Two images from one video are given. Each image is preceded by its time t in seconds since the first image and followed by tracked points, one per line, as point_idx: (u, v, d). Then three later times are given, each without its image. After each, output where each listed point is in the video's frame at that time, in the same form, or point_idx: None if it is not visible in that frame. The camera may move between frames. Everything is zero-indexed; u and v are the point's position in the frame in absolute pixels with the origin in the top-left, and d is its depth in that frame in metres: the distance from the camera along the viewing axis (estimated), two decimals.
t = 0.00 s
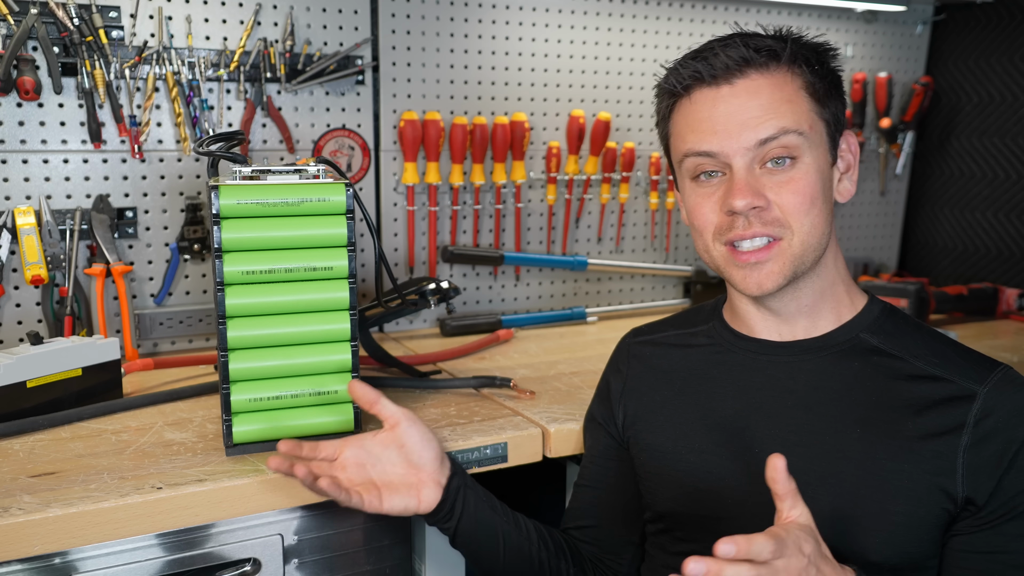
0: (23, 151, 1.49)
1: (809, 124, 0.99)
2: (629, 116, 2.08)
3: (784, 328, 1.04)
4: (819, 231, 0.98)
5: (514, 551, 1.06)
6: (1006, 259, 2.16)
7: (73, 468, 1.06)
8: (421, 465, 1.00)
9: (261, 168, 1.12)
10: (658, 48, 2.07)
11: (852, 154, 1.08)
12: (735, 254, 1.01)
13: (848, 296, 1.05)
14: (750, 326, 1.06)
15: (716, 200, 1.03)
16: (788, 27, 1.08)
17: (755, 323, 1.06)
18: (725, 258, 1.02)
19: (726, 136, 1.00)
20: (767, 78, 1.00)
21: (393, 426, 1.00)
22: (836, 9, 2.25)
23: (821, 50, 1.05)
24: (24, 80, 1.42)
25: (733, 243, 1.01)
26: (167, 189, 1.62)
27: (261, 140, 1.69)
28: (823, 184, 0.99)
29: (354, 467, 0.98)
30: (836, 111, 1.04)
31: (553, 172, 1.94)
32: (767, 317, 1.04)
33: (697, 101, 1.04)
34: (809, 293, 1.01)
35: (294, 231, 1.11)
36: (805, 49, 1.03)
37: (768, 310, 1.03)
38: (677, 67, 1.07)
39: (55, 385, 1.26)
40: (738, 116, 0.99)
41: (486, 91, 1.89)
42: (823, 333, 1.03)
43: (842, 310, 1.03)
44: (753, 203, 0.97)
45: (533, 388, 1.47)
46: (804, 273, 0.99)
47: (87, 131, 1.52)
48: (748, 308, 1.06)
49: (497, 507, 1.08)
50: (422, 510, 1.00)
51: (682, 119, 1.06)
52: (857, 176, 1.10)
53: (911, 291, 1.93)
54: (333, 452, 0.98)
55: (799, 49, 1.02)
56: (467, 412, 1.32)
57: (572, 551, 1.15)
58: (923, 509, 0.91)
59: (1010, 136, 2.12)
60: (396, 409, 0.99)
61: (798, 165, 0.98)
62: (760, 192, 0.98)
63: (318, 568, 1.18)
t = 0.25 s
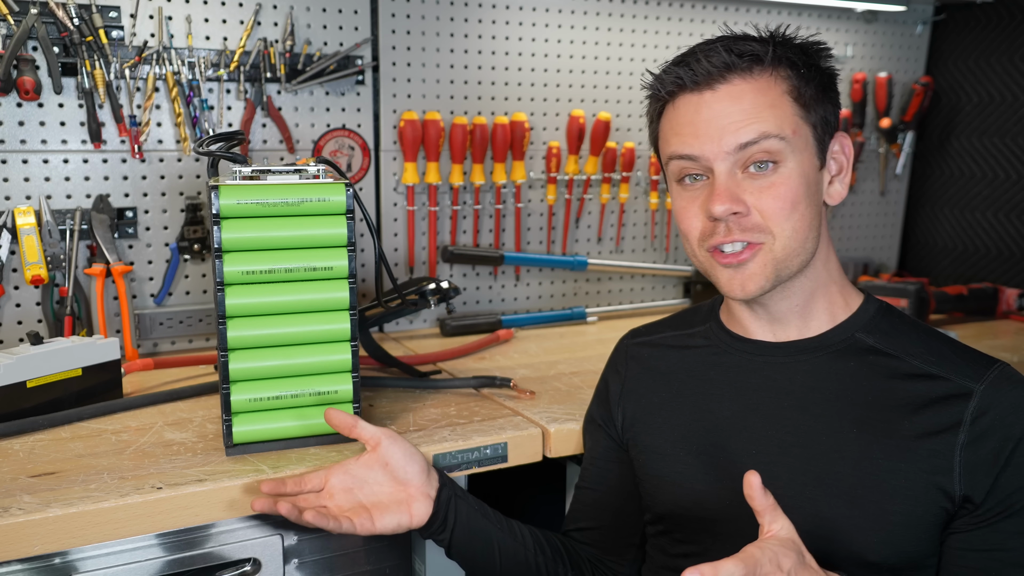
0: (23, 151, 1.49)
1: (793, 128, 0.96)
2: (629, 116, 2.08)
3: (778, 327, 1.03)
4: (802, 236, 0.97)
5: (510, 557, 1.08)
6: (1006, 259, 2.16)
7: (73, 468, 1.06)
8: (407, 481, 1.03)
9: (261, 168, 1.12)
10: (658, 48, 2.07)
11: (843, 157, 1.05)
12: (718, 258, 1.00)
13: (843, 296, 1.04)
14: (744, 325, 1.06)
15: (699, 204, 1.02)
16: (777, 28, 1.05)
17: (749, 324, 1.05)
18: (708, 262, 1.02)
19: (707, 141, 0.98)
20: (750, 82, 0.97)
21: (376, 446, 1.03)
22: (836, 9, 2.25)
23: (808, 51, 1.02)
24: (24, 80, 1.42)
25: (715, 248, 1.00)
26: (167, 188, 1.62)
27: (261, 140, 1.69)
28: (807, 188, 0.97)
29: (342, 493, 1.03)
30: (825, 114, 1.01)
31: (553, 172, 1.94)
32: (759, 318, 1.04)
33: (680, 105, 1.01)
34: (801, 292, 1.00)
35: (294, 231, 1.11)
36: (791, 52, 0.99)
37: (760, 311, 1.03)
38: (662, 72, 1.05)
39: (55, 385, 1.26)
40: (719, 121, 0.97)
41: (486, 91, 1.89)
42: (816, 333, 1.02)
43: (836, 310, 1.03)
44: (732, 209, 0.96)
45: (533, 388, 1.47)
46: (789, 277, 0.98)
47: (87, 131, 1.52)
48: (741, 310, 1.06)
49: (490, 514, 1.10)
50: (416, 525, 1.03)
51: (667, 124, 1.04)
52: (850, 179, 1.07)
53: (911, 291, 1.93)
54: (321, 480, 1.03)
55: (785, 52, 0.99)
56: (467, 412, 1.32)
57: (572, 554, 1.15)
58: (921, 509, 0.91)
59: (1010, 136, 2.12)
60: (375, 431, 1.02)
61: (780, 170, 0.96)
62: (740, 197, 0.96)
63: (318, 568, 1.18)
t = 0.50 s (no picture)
0: (23, 151, 1.49)
1: (780, 137, 0.94)
2: (629, 116, 2.08)
3: (773, 329, 1.03)
4: (787, 244, 0.96)
5: (507, 553, 1.07)
6: (1006, 259, 2.16)
7: (73, 468, 1.06)
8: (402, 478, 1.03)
9: (261, 168, 1.13)
10: (658, 48, 2.07)
11: (840, 159, 1.04)
12: (703, 265, 1.00)
13: (839, 296, 1.04)
14: (739, 326, 1.07)
15: (686, 209, 1.02)
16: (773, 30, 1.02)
17: (745, 324, 1.06)
18: (695, 267, 1.02)
19: (691, 149, 0.97)
20: (737, 90, 0.95)
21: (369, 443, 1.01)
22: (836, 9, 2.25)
23: (801, 55, 1.00)
24: (24, 80, 1.42)
25: (700, 254, 1.00)
26: (168, 189, 1.62)
27: (261, 140, 1.69)
28: (793, 197, 0.95)
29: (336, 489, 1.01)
30: (818, 119, 0.98)
31: (553, 172, 1.94)
32: (755, 319, 1.04)
33: (669, 112, 1.00)
34: (795, 296, 1.01)
35: (294, 231, 1.11)
36: (782, 57, 0.97)
37: (755, 313, 1.03)
38: (653, 77, 1.04)
39: (55, 385, 1.26)
40: (705, 129, 0.95)
41: (486, 91, 1.89)
42: (813, 334, 1.03)
43: (831, 310, 1.03)
44: (713, 218, 0.96)
45: (533, 388, 1.47)
46: (773, 284, 0.98)
47: (87, 131, 1.52)
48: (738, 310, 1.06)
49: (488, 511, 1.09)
50: (412, 520, 1.02)
51: (658, 129, 1.03)
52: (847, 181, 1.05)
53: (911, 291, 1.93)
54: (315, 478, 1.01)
55: (775, 58, 0.97)
56: (467, 412, 1.32)
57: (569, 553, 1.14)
58: (919, 509, 0.91)
59: (1010, 136, 2.12)
60: (369, 428, 1.01)
61: (765, 179, 0.95)
62: (723, 206, 0.96)
63: (317, 568, 1.18)
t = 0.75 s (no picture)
0: (23, 151, 1.49)
1: (775, 140, 0.94)
2: (629, 116, 2.08)
3: (773, 330, 1.03)
4: (783, 249, 0.95)
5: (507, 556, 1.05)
6: (1006, 259, 2.16)
7: (73, 468, 1.06)
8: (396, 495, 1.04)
9: (261, 168, 1.13)
10: (658, 48, 2.07)
11: (839, 160, 1.02)
12: (698, 270, 1.00)
13: (839, 298, 1.03)
14: (740, 328, 1.06)
15: (681, 214, 1.01)
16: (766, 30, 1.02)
17: (744, 325, 1.06)
18: (690, 272, 1.01)
19: (686, 154, 0.96)
20: (731, 94, 0.94)
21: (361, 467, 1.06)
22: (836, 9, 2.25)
23: (796, 56, 0.99)
24: (24, 80, 1.42)
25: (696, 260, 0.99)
26: (167, 188, 1.62)
27: (261, 140, 1.69)
28: (789, 201, 0.95)
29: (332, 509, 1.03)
30: (814, 120, 0.97)
31: (553, 172, 1.94)
32: (753, 321, 1.04)
33: (663, 117, 0.99)
34: (794, 298, 1.01)
35: (294, 231, 1.11)
36: (776, 59, 0.96)
37: (753, 315, 1.03)
38: (646, 83, 1.03)
39: (55, 385, 1.26)
40: (699, 133, 0.95)
41: (486, 91, 1.89)
42: (813, 336, 1.02)
43: (831, 312, 1.02)
44: (708, 224, 0.95)
45: (533, 388, 1.47)
46: (769, 289, 0.97)
47: (87, 131, 1.52)
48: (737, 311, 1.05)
49: (489, 509, 1.09)
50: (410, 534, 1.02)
51: (652, 134, 1.02)
52: (846, 184, 1.03)
53: (911, 291, 1.93)
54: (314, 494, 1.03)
55: (769, 60, 0.96)
56: (467, 412, 1.32)
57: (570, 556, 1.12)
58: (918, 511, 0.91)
59: (1010, 136, 2.12)
60: (358, 452, 1.06)
61: (760, 183, 0.94)
62: (717, 212, 0.95)
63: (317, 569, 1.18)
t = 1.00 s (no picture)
0: (23, 151, 1.49)
1: (770, 153, 0.92)
2: (629, 116, 2.08)
3: (767, 331, 1.03)
4: (768, 261, 0.95)
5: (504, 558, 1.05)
6: (1006, 259, 2.16)
7: (73, 468, 1.06)
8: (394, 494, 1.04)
9: (261, 168, 1.13)
10: (658, 48, 2.07)
11: (841, 175, 1.00)
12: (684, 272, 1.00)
13: (835, 300, 1.03)
14: (736, 329, 1.07)
15: (671, 214, 1.01)
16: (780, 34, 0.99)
17: (739, 326, 1.06)
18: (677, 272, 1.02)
19: (680, 156, 0.95)
20: (731, 101, 0.93)
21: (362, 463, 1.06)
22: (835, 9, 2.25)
23: (806, 66, 0.97)
24: (24, 80, 1.42)
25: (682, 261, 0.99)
26: (167, 188, 1.62)
27: (261, 140, 1.69)
28: (778, 214, 0.94)
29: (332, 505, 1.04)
30: (815, 133, 0.95)
31: (553, 172, 1.94)
32: (747, 322, 1.04)
33: (664, 115, 0.98)
34: (787, 302, 1.01)
35: (294, 231, 1.11)
36: (782, 70, 0.94)
37: (748, 316, 1.03)
38: (651, 80, 1.02)
39: (55, 385, 1.26)
40: (695, 138, 0.94)
41: (486, 91, 1.89)
42: (808, 337, 1.02)
43: (826, 315, 1.02)
44: (693, 230, 0.95)
45: (533, 388, 1.47)
46: (752, 298, 0.97)
47: (87, 131, 1.52)
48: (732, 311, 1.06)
49: (489, 509, 1.09)
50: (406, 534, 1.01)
51: (653, 132, 1.01)
52: (847, 200, 1.01)
53: (911, 292, 1.94)
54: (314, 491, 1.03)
55: (775, 70, 0.94)
56: (466, 412, 1.32)
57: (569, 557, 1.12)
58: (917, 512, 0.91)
59: (1010, 136, 2.12)
60: (360, 449, 1.06)
61: (750, 195, 0.93)
62: (705, 218, 0.95)
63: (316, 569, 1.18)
